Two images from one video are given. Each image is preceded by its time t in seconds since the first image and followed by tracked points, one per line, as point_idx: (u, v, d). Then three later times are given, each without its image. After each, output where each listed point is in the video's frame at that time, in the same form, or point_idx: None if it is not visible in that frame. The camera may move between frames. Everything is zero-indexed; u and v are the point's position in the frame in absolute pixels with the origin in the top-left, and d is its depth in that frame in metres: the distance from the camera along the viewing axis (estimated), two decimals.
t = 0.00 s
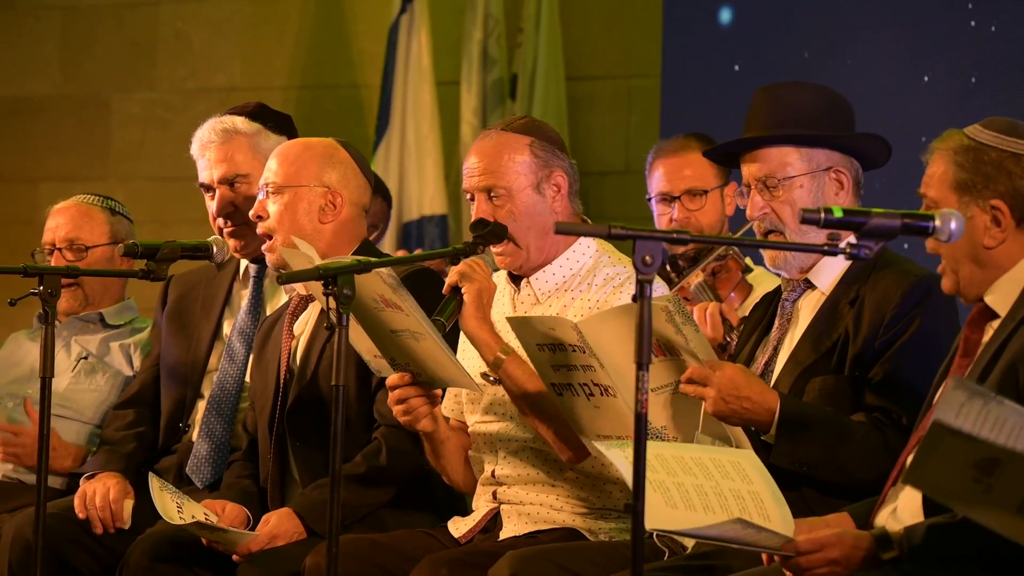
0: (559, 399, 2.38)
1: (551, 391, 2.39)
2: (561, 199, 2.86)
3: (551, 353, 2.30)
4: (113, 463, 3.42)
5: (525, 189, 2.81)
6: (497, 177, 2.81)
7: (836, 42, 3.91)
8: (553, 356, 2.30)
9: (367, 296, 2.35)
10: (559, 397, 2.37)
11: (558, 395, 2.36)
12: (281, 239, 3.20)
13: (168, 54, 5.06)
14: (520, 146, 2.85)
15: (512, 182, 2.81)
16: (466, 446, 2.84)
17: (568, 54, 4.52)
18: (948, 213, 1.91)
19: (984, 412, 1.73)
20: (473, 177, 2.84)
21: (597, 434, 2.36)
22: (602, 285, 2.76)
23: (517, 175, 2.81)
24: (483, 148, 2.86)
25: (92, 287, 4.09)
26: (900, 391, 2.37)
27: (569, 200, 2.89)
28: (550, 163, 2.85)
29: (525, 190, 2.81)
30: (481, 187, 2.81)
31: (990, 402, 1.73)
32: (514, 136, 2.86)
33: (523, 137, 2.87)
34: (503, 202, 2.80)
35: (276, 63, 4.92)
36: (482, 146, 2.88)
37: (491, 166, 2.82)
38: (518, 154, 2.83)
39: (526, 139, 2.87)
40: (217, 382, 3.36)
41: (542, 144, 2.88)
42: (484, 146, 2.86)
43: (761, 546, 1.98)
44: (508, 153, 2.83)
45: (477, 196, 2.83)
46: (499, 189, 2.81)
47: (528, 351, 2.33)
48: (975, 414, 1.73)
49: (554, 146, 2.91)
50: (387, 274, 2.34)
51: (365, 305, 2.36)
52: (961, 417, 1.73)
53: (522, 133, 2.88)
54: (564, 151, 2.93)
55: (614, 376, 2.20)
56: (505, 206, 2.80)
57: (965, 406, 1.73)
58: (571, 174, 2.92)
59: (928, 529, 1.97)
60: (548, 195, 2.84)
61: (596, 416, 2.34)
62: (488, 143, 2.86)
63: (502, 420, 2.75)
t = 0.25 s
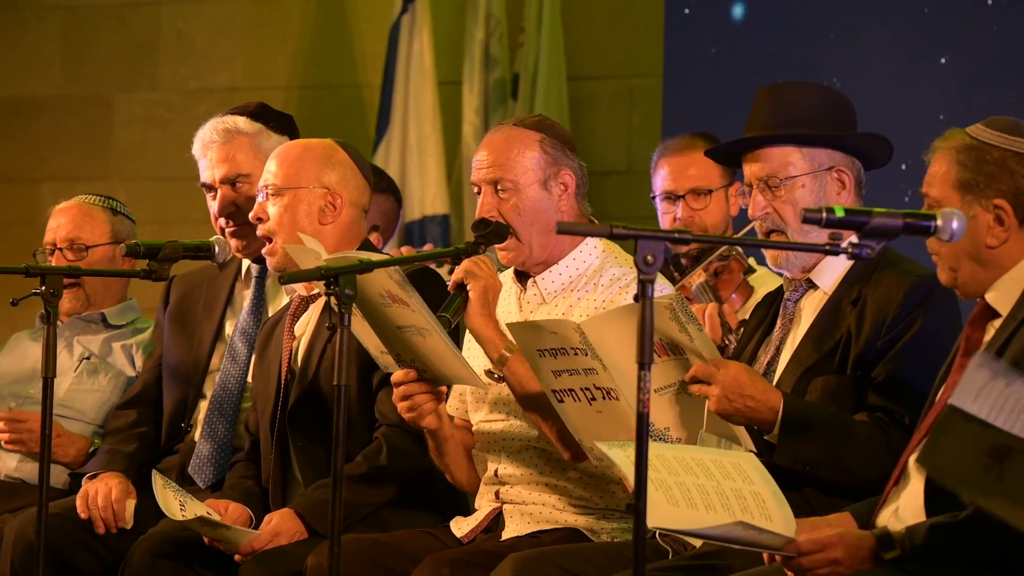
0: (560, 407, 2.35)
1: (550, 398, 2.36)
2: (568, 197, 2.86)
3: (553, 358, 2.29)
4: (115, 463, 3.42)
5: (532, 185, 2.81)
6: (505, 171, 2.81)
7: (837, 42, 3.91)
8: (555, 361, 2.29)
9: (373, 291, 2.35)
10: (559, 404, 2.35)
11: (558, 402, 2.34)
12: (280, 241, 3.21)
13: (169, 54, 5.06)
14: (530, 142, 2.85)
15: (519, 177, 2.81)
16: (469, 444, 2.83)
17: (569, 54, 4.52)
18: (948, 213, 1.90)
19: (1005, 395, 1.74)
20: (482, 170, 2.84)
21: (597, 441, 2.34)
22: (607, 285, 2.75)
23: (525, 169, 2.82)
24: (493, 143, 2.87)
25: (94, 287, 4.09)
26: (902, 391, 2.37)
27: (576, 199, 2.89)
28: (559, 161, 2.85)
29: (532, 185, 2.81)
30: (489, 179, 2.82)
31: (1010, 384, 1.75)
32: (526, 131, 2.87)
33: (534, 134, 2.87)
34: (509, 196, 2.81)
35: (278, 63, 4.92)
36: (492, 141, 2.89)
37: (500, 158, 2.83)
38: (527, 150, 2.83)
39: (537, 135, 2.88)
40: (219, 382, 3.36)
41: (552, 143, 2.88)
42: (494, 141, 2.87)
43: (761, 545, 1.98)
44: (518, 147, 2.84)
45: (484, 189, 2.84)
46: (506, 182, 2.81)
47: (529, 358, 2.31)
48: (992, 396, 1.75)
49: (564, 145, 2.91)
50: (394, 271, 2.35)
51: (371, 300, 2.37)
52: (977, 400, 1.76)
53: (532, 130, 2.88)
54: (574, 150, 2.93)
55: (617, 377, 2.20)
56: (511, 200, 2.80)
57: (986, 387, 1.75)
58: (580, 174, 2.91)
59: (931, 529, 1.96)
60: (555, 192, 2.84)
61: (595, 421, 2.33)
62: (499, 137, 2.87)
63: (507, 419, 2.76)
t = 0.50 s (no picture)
0: (553, 412, 2.35)
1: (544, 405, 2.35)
2: (571, 195, 2.86)
3: (549, 365, 2.26)
4: (116, 463, 3.43)
5: (535, 182, 2.81)
6: (508, 168, 2.81)
7: (838, 41, 3.91)
8: (550, 368, 2.26)
9: (376, 289, 2.34)
10: (555, 410, 2.34)
11: (553, 408, 2.33)
12: (279, 241, 3.21)
13: (170, 55, 5.06)
14: (534, 140, 2.85)
15: (523, 175, 2.81)
16: (471, 443, 2.82)
17: (571, 53, 4.52)
18: (949, 211, 1.90)
19: (961, 445, 1.74)
20: (485, 169, 2.84)
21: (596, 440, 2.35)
22: (611, 283, 2.76)
23: (529, 167, 2.82)
24: (497, 140, 2.87)
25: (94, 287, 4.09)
26: (904, 390, 2.36)
27: (579, 197, 2.89)
28: (562, 159, 2.85)
29: (536, 183, 2.81)
30: (492, 177, 2.82)
31: (967, 435, 1.74)
32: (529, 129, 2.87)
33: (537, 131, 2.87)
34: (513, 193, 2.81)
35: (279, 63, 4.92)
36: (496, 139, 2.89)
37: (503, 156, 2.83)
38: (531, 148, 2.83)
39: (541, 133, 2.88)
40: (221, 382, 3.36)
41: (555, 141, 2.88)
42: (498, 139, 2.87)
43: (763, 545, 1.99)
44: (522, 145, 2.84)
45: (487, 187, 2.83)
46: (509, 180, 2.81)
47: (521, 366, 2.28)
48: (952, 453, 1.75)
49: (567, 143, 2.90)
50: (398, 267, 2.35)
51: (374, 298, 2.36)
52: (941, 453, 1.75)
53: (536, 128, 2.88)
54: (578, 149, 2.93)
55: (617, 379, 2.21)
56: (514, 198, 2.80)
57: (944, 441, 1.74)
58: (583, 172, 2.91)
59: (932, 528, 1.96)
60: (559, 190, 2.84)
61: (592, 423, 2.34)
62: (502, 135, 2.87)
63: (508, 416, 2.75)
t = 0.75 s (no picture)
0: (554, 412, 2.34)
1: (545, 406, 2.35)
2: (572, 194, 2.86)
3: (551, 364, 2.27)
4: (117, 462, 3.43)
5: (535, 182, 2.81)
6: (509, 168, 2.81)
7: (840, 40, 3.91)
8: (552, 367, 2.27)
9: (377, 285, 2.35)
10: (555, 410, 2.34)
11: (553, 408, 2.33)
12: (278, 240, 3.20)
13: (171, 54, 5.06)
14: (533, 139, 2.85)
15: (523, 175, 2.81)
16: (473, 442, 2.82)
17: (572, 52, 4.52)
18: (951, 210, 1.91)
19: (978, 416, 1.76)
20: (485, 170, 2.84)
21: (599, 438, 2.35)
22: (612, 281, 2.76)
23: (530, 167, 2.81)
24: (496, 140, 2.87)
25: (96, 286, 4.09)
26: (906, 389, 2.36)
27: (580, 196, 2.89)
28: (562, 158, 2.85)
29: (536, 182, 2.81)
30: (493, 178, 2.82)
31: (984, 404, 1.76)
32: (528, 129, 2.86)
33: (537, 131, 2.87)
34: (513, 193, 2.81)
35: (280, 62, 4.92)
36: (496, 138, 2.88)
37: (503, 157, 2.83)
38: (530, 148, 2.83)
39: (540, 133, 2.87)
40: (222, 381, 3.36)
41: (555, 139, 2.87)
42: (497, 139, 2.87)
43: (764, 545, 1.97)
44: (522, 144, 2.83)
45: (488, 187, 2.83)
46: (510, 180, 2.81)
47: (521, 367, 2.29)
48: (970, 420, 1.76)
49: (567, 141, 2.90)
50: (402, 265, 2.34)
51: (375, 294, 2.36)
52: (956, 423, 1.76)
53: (535, 127, 2.88)
54: (578, 148, 2.93)
55: (622, 375, 2.21)
56: (515, 198, 2.80)
57: (961, 410, 1.76)
58: (583, 170, 2.91)
59: (933, 527, 1.96)
60: (559, 189, 2.84)
61: (596, 422, 2.33)
62: (501, 135, 2.87)
63: (511, 415, 2.75)
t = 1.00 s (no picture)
0: (564, 402, 2.31)
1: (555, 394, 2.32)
2: (572, 193, 2.86)
3: (563, 352, 2.27)
4: (118, 461, 3.43)
5: (536, 181, 2.81)
6: (509, 168, 2.81)
7: (841, 39, 3.91)
8: (565, 355, 2.27)
9: (378, 283, 2.35)
10: (567, 400, 2.31)
11: (564, 397, 2.30)
12: (280, 240, 3.20)
13: (172, 53, 5.07)
14: (533, 138, 2.84)
15: (523, 174, 2.81)
16: (474, 441, 2.83)
17: (574, 51, 4.52)
18: (952, 210, 1.91)
19: (1002, 398, 1.79)
20: (485, 170, 2.84)
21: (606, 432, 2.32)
22: (612, 281, 2.76)
23: (530, 166, 2.81)
24: (495, 140, 2.86)
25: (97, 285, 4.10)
26: (907, 388, 2.36)
27: (580, 195, 2.89)
28: (562, 157, 2.85)
29: (537, 182, 2.81)
30: (493, 177, 2.82)
31: (1008, 387, 1.79)
32: (526, 128, 2.86)
33: (536, 130, 2.86)
34: (514, 193, 2.81)
35: (281, 61, 4.92)
36: (495, 138, 2.88)
37: (502, 157, 2.82)
38: (530, 147, 2.83)
39: (539, 132, 2.87)
40: (223, 380, 3.36)
41: (554, 139, 2.87)
42: (496, 139, 2.87)
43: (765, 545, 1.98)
44: (522, 143, 2.83)
45: (489, 187, 2.83)
46: (510, 180, 2.81)
47: (534, 354, 2.27)
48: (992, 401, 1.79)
49: (566, 140, 2.90)
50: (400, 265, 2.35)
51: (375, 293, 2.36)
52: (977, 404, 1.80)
53: (534, 126, 2.88)
54: (577, 147, 2.93)
55: (628, 371, 2.19)
56: (515, 198, 2.80)
57: (984, 389, 1.79)
58: (582, 169, 2.91)
59: (932, 524, 1.96)
60: (559, 188, 2.84)
61: (603, 415, 2.32)
62: (500, 135, 2.86)
63: (511, 414, 2.76)
